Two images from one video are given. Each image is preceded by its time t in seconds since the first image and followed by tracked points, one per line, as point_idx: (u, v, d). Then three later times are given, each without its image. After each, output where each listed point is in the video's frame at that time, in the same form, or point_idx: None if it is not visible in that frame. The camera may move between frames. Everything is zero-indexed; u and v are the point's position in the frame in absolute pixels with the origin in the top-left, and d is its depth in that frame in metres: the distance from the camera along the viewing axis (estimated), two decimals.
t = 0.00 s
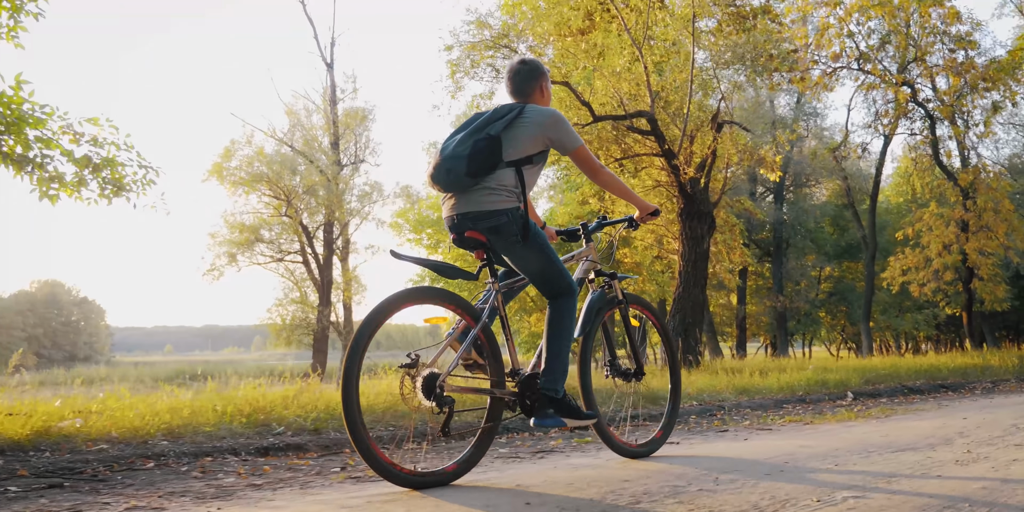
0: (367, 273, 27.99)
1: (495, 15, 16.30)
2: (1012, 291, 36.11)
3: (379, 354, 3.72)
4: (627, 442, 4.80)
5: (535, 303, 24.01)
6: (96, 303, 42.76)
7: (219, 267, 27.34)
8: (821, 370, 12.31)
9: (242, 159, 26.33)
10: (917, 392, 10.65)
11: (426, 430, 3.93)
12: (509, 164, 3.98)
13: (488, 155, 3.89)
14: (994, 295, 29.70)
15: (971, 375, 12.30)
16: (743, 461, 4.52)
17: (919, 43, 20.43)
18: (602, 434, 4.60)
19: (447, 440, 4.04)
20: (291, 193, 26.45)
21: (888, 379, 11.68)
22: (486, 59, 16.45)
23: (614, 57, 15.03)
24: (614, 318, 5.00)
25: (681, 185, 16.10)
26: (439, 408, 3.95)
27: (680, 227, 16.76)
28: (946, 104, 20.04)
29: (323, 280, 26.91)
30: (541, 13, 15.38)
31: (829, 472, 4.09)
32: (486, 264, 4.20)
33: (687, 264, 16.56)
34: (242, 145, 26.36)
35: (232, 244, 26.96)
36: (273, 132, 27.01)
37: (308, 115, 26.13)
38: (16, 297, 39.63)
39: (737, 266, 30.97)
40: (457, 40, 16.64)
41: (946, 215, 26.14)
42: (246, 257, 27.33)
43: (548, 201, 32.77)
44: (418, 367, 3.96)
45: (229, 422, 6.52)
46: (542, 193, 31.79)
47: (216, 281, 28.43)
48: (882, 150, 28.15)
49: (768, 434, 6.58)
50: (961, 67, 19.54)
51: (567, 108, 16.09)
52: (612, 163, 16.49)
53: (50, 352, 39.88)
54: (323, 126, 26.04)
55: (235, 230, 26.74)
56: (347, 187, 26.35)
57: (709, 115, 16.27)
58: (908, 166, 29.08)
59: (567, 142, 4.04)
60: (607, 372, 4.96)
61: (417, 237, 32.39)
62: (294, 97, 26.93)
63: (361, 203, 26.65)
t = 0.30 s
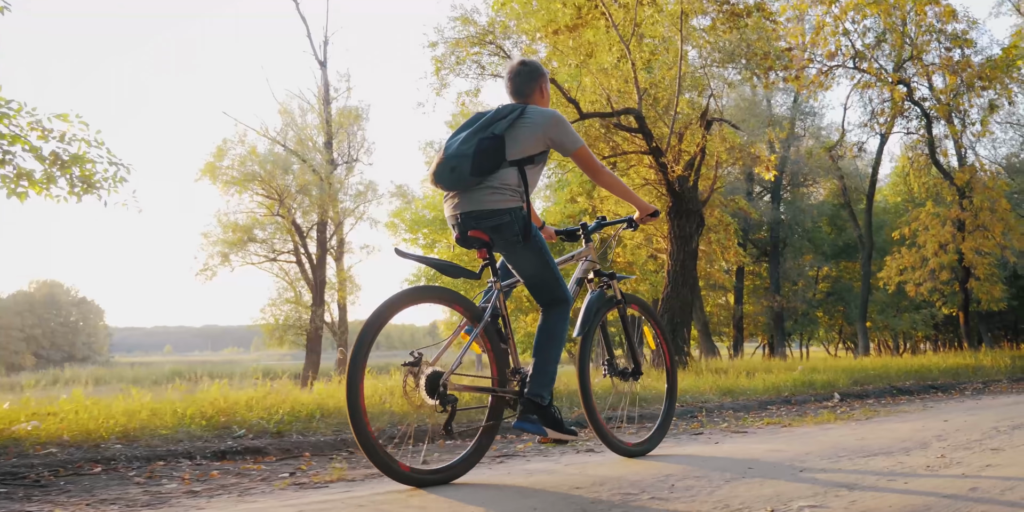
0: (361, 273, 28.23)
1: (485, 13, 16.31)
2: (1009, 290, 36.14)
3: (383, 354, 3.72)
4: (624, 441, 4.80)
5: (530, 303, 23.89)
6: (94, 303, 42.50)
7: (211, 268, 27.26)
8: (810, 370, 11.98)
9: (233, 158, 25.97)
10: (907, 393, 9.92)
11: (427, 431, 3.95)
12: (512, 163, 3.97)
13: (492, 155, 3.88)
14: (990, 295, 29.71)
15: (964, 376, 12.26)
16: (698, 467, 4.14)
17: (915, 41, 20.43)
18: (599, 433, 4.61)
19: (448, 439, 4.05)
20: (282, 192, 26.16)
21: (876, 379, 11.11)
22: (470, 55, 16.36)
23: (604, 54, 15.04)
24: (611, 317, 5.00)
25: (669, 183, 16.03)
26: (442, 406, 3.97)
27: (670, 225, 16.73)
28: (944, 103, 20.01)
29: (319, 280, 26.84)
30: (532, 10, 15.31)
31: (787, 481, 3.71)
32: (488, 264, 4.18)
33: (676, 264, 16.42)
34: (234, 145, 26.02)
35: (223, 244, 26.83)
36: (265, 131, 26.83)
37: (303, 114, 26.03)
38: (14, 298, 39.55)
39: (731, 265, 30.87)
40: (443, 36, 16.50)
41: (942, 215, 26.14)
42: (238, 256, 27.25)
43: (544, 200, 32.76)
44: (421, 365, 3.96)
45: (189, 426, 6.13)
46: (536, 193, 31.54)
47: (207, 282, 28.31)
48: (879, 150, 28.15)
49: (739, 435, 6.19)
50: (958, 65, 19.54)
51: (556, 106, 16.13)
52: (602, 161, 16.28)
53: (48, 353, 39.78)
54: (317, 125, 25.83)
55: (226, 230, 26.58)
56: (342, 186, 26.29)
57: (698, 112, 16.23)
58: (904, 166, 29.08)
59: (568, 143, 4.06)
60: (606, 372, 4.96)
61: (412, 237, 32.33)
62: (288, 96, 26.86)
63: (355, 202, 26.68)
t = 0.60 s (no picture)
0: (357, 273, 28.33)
1: (474, 11, 16.16)
2: (1006, 290, 36.28)
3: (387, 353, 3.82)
4: (620, 444, 4.88)
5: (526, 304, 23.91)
6: (92, 303, 42.56)
7: (204, 268, 27.35)
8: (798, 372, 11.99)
9: (227, 157, 25.89)
10: (895, 395, 10.01)
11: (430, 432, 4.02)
12: (514, 166, 4.05)
13: (493, 157, 3.96)
14: (987, 294, 29.83)
15: (957, 376, 12.33)
16: (656, 476, 4.01)
17: (911, 41, 20.57)
18: (595, 432, 4.69)
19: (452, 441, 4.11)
20: (275, 191, 26.22)
21: (866, 382, 11.11)
22: (457, 53, 16.16)
23: (592, 51, 15.07)
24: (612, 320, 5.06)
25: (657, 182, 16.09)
26: (445, 407, 4.08)
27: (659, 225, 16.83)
28: (940, 102, 20.17)
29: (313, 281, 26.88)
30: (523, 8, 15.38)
31: (744, 492, 3.56)
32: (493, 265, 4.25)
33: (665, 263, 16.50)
34: (226, 144, 26.07)
35: (217, 244, 26.99)
36: (259, 130, 26.88)
37: (298, 113, 26.07)
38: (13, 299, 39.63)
39: (727, 264, 30.97)
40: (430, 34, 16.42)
41: (938, 215, 26.27)
42: (231, 256, 27.35)
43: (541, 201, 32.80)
44: (424, 367, 4.10)
45: (147, 429, 6.15)
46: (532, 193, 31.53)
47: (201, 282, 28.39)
48: (875, 149, 28.28)
49: (712, 440, 6.05)
50: (954, 65, 19.71)
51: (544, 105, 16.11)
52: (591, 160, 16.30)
53: (46, 355, 39.84)
54: (311, 124, 25.85)
55: (220, 230, 26.68)
56: (337, 186, 26.37)
57: (687, 111, 16.32)
58: (900, 166, 29.20)
59: (569, 146, 4.13)
60: (605, 374, 5.03)
61: (408, 238, 32.38)
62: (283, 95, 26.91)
63: (351, 202, 27.02)
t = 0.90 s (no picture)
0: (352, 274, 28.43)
1: (461, 8, 15.97)
2: (1002, 290, 36.43)
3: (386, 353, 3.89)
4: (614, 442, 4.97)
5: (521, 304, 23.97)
6: (91, 303, 42.64)
7: (197, 268, 27.39)
8: (786, 374, 12.07)
9: (219, 157, 26.04)
10: (881, 397, 10.08)
11: (428, 432, 4.15)
12: (513, 167, 4.16)
13: (492, 158, 4.07)
14: (983, 294, 29.95)
15: (947, 378, 12.44)
16: (619, 478, 3.99)
17: (908, 39, 20.64)
18: (588, 429, 4.79)
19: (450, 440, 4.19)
20: (268, 191, 26.44)
21: (854, 383, 11.20)
22: (442, 50, 15.99)
23: (579, 49, 15.04)
24: (610, 319, 5.14)
25: (644, 182, 16.23)
26: (444, 407, 4.14)
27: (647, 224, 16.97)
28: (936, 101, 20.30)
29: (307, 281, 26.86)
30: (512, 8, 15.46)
31: (700, 488, 3.53)
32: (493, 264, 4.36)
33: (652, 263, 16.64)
34: (219, 143, 26.05)
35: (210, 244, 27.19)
36: (251, 130, 26.91)
37: (292, 112, 26.06)
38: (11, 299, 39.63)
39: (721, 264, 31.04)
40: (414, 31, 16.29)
41: (934, 215, 26.41)
42: (224, 256, 27.39)
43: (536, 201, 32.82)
44: (424, 366, 4.17)
45: (102, 434, 6.14)
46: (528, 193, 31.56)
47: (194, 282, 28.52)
48: (871, 148, 28.34)
49: (690, 444, 6.08)
50: (950, 64, 19.85)
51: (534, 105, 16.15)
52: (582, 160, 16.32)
53: (44, 355, 39.90)
54: (305, 123, 25.88)
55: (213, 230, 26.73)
56: (331, 185, 26.42)
57: (677, 109, 16.19)
58: (895, 166, 29.28)
59: (569, 145, 4.22)
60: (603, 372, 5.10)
61: (404, 237, 32.43)
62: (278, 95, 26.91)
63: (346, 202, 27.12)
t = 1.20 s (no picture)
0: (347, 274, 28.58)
1: (444, 4, 16.06)
2: (999, 290, 36.63)
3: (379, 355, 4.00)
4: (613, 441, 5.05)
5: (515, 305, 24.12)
6: (89, 303, 42.75)
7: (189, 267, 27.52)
8: (773, 374, 12.22)
9: (211, 156, 26.18)
10: (866, 398, 10.23)
11: (427, 432, 4.29)
12: (507, 167, 4.26)
13: (486, 158, 4.17)
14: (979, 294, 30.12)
15: (937, 378, 12.61)
16: (593, 475, 4.11)
17: (903, 38, 20.77)
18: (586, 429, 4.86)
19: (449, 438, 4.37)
20: (260, 190, 26.58)
21: (841, 384, 11.36)
22: (425, 46, 16.05)
23: (565, 45, 15.17)
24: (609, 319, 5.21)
25: (629, 179, 16.17)
26: (441, 406, 4.28)
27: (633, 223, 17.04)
28: (932, 100, 20.45)
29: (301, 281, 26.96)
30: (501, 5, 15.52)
31: (671, 484, 3.66)
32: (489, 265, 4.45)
33: (639, 262, 16.78)
34: (212, 142, 26.17)
35: (203, 243, 27.35)
36: (244, 129, 27.02)
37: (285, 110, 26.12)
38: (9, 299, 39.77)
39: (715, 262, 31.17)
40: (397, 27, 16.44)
41: (930, 215, 26.57)
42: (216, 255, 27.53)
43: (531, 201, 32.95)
44: (421, 365, 4.28)
45: (50, 435, 5.98)
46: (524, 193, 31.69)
47: (187, 281, 28.69)
48: (866, 147, 28.49)
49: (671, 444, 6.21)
50: (946, 62, 20.04)
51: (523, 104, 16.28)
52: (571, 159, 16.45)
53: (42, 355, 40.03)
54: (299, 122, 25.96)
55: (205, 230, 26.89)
56: (326, 185, 26.50)
57: (665, 105, 16.55)
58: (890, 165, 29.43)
59: (564, 145, 4.33)
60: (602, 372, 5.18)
61: (400, 237, 32.59)
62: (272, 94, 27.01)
63: (341, 202, 27.26)
